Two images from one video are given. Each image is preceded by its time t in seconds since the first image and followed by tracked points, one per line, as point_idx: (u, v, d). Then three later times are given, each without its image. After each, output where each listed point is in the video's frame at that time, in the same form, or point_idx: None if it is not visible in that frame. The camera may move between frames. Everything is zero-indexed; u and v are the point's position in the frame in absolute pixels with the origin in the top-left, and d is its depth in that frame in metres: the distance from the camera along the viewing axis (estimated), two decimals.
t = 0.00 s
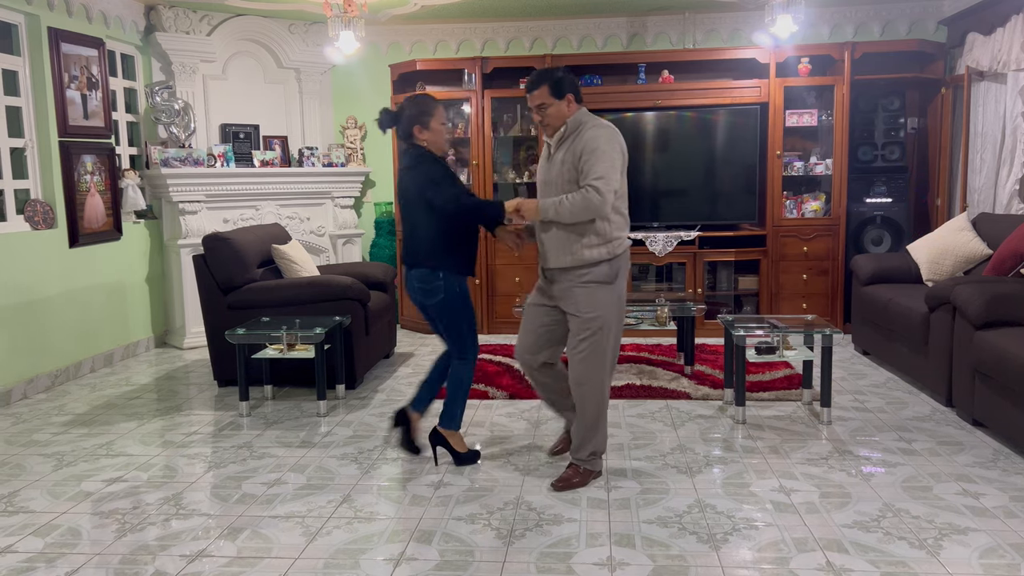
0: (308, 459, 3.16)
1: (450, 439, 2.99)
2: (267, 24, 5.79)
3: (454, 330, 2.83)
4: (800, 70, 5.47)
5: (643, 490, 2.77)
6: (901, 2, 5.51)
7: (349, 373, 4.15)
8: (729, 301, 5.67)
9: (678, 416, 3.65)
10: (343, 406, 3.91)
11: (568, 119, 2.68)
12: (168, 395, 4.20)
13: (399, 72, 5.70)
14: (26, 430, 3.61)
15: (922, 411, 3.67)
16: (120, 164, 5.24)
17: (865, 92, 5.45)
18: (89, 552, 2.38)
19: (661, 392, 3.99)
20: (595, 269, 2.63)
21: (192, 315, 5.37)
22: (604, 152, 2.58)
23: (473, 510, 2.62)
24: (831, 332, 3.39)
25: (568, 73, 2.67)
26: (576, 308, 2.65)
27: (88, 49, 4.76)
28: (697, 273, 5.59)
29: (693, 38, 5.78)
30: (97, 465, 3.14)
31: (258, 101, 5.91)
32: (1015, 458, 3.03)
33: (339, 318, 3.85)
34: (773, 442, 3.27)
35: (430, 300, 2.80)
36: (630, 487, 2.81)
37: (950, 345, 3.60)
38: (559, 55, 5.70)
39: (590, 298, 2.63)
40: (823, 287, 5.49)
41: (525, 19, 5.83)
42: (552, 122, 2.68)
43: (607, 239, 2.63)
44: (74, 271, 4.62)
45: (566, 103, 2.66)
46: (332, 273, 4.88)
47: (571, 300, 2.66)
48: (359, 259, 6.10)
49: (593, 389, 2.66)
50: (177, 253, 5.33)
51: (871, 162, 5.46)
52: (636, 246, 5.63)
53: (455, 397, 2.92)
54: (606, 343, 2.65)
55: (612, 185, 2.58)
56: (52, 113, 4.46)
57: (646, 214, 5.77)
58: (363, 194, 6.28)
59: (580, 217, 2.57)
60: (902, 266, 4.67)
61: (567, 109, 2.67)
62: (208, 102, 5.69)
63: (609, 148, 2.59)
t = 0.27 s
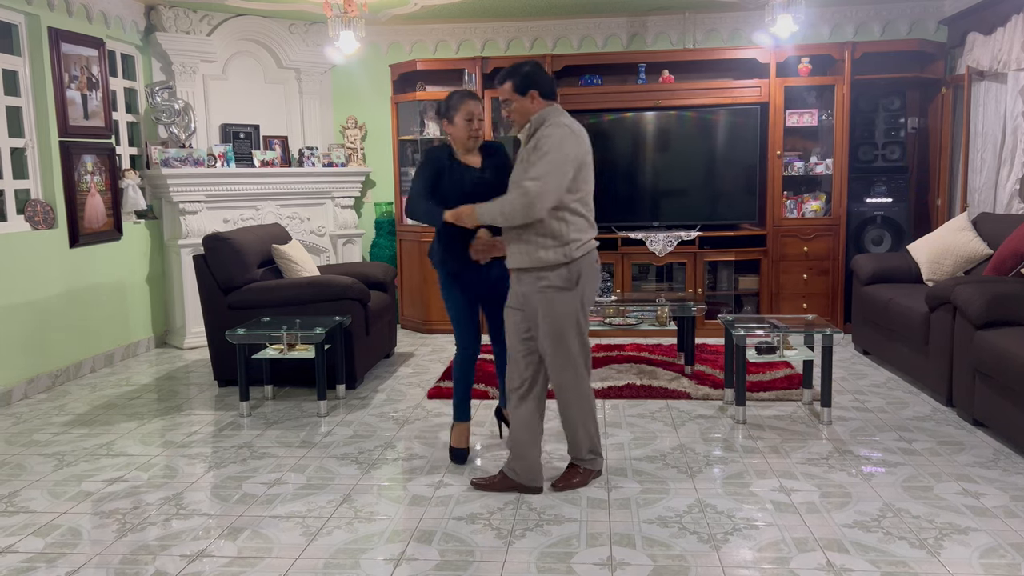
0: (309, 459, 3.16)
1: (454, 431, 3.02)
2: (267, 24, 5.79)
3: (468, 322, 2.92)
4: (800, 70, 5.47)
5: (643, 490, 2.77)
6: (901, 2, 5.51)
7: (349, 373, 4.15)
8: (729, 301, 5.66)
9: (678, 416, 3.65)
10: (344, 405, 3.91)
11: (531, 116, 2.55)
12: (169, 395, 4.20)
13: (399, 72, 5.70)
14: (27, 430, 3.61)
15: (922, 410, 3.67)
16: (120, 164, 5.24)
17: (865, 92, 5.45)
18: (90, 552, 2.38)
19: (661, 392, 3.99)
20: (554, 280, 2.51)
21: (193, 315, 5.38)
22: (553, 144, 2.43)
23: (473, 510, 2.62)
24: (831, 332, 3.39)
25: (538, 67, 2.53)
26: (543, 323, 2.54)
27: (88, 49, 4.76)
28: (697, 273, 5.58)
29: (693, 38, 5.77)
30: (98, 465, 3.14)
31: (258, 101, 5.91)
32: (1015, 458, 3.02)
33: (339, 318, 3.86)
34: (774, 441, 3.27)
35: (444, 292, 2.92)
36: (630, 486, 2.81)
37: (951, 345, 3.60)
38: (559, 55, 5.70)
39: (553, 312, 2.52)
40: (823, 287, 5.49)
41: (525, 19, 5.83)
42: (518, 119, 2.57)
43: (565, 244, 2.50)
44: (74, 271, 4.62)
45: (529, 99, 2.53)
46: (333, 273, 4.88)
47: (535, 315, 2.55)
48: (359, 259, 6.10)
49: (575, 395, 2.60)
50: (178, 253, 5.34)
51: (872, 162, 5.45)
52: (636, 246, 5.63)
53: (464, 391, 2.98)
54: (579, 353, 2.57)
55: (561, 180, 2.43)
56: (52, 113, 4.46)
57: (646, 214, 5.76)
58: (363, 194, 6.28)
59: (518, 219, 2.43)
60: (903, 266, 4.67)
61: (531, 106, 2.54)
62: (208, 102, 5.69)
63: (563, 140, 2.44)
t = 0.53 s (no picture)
0: (309, 459, 3.16)
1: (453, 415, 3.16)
2: (267, 24, 5.79)
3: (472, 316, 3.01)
4: (800, 69, 5.47)
5: (644, 490, 2.77)
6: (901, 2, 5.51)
7: (349, 373, 4.15)
8: (729, 301, 5.66)
9: (678, 415, 3.65)
10: (344, 405, 3.91)
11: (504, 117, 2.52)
12: (169, 395, 4.21)
13: (399, 72, 5.70)
14: (27, 430, 3.61)
15: (922, 410, 3.67)
16: (120, 164, 5.24)
17: (865, 92, 5.45)
18: (90, 552, 2.38)
19: (661, 392, 3.99)
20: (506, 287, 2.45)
21: (193, 315, 5.38)
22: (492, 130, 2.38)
23: (473, 510, 2.62)
24: (831, 332, 3.39)
25: (520, 74, 2.47)
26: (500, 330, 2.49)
27: (88, 49, 4.76)
28: (697, 273, 5.58)
29: (693, 38, 5.77)
30: (98, 465, 3.14)
31: (258, 100, 5.91)
32: (1015, 457, 3.02)
33: (339, 318, 3.85)
34: (774, 441, 3.27)
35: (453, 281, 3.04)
36: (630, 486, 2.81)
37: (951, 345, 3.60)
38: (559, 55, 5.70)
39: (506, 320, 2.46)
40: (823, 287, 5.49)
41: (525, 19, 5.83)
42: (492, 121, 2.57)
43: (513, 248, 2.41)
44: (74, 271, 4.62)
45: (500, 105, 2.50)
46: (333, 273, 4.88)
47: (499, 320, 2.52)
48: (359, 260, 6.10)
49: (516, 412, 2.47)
50: (178, 253, 5.34)
51: (872, 162, 5.45)
52: (636, 246, 5.63)
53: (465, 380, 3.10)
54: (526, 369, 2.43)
55: (486, 171, 2.37)
56: (52, 114, 4.46)
57: (646, 214, 5.76)
58: (363, 194, 6.28)
59: (438, 184, 2.40)
60: (902, 266, 4.67)
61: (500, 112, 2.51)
62: (207, 102, 5.69)
63: (505, 131, 2.38)
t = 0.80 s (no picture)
0: (309, 459, 3.16)
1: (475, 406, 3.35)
2: (266, 24, 5.79)
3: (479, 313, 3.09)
4: (799, 69, 5.47)
5: (644, 490, 2.76)
6: (900, 2, 5.51)
7: (349, 373, 4.15)
8: (729, 301, 5.66)
9: (678, 415, 3.65)
10: (343, 406, 3.91)
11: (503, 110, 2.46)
12: (169, 395, 4.21)
13: (398, 72, 5.70)
14: (27, 430, 3.62)
15: (922, 410, 3.67)
16: (120, 164, 5.24)
17: (865, 92, 5.45)
18: (90, 552, 2.38)
19: (661, 392, 3.99)
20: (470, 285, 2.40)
21: (192, 315, 5.38)
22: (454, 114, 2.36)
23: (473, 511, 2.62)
24: (831, 332, 3.39)
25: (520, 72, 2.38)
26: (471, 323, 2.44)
27: (87, 49, 4.76)
28: (697, 273, 5.58)
29: (692, 38, 5.77)
30: (98, 465, 3.14)
31: (257, 101, 5.91)
32: (1015, 457, 3.02)
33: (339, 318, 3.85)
34: (773, 441, 3.27)
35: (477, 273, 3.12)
36: (630, 486, 2.81)
37: (951, 345, 3.60)
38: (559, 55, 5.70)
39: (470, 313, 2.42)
40: (823, 287, 5.49)
41: (524, 19, 5.83)
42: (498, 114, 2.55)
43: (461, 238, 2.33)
44: (74, 271, 4.62)
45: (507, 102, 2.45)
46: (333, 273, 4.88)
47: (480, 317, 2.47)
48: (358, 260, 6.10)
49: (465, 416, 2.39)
50: (177, 253, 5.34)
51: (872, 162, 5.45)
52: (636, 246, 5.63)
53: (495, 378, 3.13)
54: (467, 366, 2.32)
55: (436, 151, 2.37)
56: (52, 114, 4.46)
57: (646, 214, 5.76)
58: (362, 194, 6.28)
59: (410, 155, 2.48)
60: (902, 265, 4.67)
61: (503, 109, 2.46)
62: (207, 102, 5.69)
63: (462, 118, 2.33)
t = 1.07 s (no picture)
0: (308, 459, 3.16)
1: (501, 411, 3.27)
2: (266, 24, 5.79)
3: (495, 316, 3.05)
4: (798, 69, 5.48)
5: (643, 490, 2.77)
6: (900, 2, 5.52)
7: (349, 373, 4.15)
8: (728, 301, 5.66)
9: (677, 416, 3.65)
10: (343, 406, 3.91)
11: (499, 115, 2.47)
12: (168, 395, 4.21)
13: (398, 72, 5.70)
14: (27, 430, 3.62)
15: (922, 410, 3.67)
16: (119, 164, 5.24)
17: (864, 92, 5.45)
18: (90, 552, 2.38)
19: (661, 392, 4.00)
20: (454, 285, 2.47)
21: (192, 315, 5.37)
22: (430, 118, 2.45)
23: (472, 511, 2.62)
24: (830, 332, 3.39)
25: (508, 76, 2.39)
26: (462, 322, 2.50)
27: (87, 49, 4.75)
28: (696, 273, 5.59)
29: (691, 38, 5.78)
30: (97, 465, 3.15)
31: (256, 101, 5.91)
32: (1015, 457, 3.02)
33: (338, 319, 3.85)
34: (772, 441, 3.27)
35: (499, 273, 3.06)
36: (630, 487, 2.81)
37: (950, 345, 3.60)
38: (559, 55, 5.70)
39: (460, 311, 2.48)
40: (823, 287, 5.49)
41: (524, 19, 5.83)
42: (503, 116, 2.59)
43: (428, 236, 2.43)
44: (74, 271, 4.62)
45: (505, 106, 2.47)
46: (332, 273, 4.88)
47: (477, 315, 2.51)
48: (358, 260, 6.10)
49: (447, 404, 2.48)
50: (177, 253, 5.33)
51: (871, 162, 5.46)
52: (635, 246, 5.63)
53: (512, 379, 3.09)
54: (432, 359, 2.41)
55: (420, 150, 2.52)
56: (51, 114, 4.46)
57: (645, 214, 5.76)
58: (362, 194, 6.28)
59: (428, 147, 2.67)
60: (901, 265, 4.67)
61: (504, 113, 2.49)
62: (206, 103, 5.69)
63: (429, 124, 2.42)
